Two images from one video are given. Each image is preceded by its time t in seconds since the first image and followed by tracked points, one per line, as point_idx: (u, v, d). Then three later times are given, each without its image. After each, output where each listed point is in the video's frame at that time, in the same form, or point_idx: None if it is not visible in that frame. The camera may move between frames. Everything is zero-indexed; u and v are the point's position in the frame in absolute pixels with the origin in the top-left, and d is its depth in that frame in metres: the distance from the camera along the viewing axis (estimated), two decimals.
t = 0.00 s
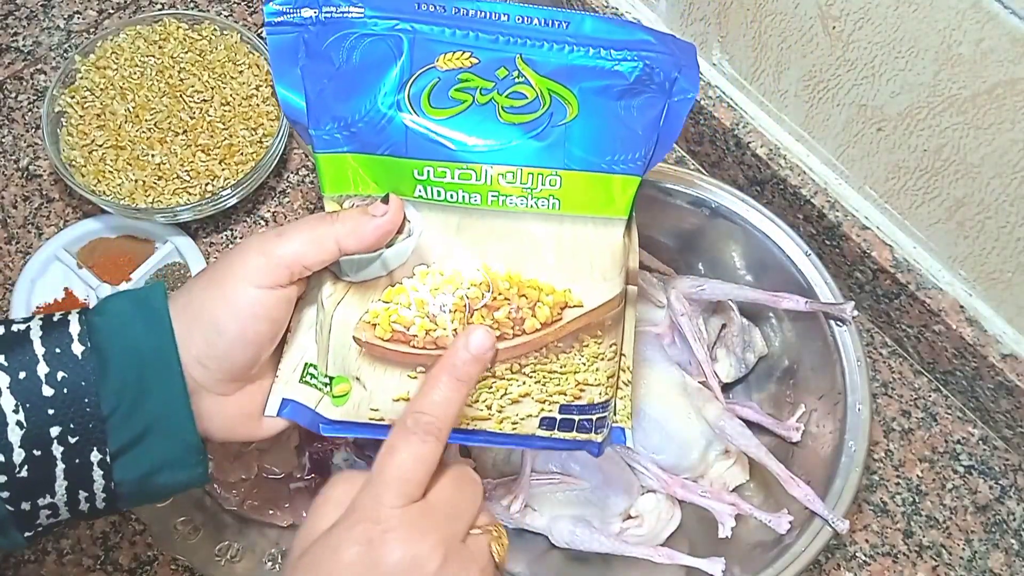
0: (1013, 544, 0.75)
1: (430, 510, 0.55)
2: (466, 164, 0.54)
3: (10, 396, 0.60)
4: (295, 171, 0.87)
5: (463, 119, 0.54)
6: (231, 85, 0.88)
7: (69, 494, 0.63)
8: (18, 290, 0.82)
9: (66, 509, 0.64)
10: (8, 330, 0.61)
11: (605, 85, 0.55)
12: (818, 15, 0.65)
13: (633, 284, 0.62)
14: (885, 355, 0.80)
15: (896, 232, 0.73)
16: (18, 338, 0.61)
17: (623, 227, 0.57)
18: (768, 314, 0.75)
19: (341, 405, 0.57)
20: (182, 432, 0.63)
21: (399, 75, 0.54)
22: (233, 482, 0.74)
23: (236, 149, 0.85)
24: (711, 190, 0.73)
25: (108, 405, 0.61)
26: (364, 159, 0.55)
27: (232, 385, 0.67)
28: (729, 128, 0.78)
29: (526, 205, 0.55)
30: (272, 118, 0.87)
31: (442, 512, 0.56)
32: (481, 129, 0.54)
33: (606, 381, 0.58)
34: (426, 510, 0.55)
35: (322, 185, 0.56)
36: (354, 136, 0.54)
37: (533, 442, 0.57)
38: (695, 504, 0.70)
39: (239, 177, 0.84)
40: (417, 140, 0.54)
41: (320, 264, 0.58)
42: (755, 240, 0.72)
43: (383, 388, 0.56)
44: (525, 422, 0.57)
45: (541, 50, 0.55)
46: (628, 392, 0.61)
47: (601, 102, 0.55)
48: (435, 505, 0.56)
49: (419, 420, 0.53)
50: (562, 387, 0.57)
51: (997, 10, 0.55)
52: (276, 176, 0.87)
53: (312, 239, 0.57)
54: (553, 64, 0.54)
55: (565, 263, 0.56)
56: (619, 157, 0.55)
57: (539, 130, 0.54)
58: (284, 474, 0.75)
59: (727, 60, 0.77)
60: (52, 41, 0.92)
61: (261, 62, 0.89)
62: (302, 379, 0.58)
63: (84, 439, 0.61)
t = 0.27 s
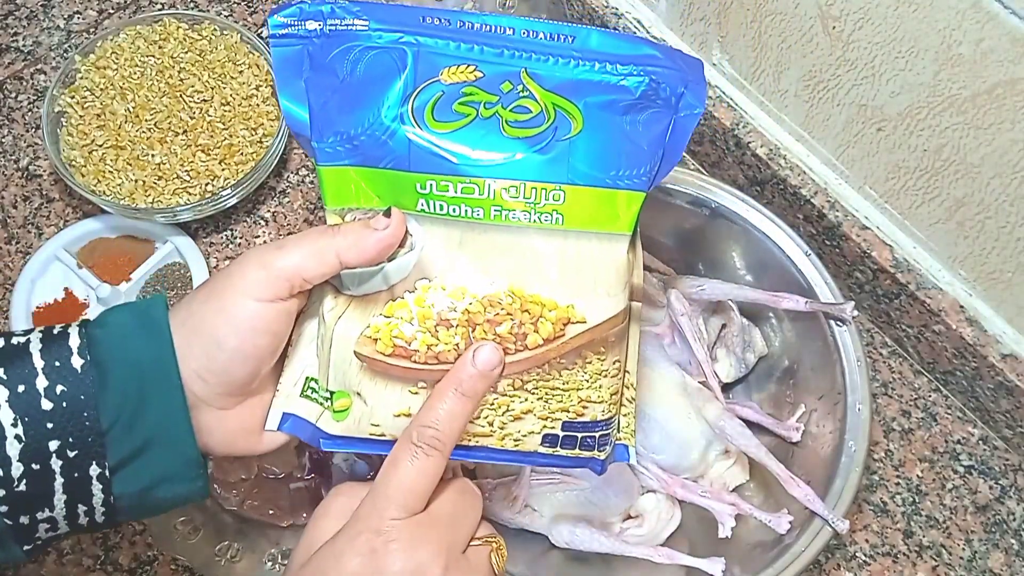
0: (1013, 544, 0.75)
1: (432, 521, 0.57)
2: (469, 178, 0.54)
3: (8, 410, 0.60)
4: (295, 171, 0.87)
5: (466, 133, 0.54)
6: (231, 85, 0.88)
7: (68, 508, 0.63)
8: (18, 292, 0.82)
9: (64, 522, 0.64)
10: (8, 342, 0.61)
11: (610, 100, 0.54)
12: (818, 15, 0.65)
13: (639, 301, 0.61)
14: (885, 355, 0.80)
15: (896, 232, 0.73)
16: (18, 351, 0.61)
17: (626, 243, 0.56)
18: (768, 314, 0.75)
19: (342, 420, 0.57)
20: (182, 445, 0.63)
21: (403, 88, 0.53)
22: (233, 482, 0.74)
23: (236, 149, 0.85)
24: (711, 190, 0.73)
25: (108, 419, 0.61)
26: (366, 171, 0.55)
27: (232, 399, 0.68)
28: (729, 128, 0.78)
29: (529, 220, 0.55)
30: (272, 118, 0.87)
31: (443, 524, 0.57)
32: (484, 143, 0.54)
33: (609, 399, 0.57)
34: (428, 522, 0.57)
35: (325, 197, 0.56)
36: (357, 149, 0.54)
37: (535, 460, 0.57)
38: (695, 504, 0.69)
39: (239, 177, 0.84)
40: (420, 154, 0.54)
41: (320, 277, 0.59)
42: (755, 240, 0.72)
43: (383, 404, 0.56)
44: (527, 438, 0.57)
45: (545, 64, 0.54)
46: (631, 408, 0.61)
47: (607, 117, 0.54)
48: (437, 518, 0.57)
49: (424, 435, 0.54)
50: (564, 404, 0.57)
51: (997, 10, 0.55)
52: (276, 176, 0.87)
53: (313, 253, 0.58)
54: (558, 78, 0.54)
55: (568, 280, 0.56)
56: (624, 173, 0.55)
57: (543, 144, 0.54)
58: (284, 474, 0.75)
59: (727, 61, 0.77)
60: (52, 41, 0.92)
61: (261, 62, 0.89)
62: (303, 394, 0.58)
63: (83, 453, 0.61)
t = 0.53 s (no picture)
0: (1013, 544, 0.75)
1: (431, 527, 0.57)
2: (470, 190, 0.54)
3: (9, 417, 0.60)
4: (295, 171, 0.87)
5: (466, 145, 0.53)
6: (231, 85, 0.88)
7: (68, 514, 0.63)
8: (18, 292, 0.82)
9: (65, 528, 0.64)
10: (8, 349, 0.61)
11: (609, 113, 0.54)
12: (818, 15, 0.65)
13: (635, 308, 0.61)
14: (886, 355, 0.80)
15: (896, 232, 0.73)
16: (19, 358, 0.61)
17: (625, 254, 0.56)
18: (768, 314, 0.75)
19: (341, 427, 0.57)
20: (183, 451, 0.64)
21: (404, 100, 0.53)
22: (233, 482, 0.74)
23: (236, 149, 0.85)
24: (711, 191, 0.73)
25: (108, 426, 0.61)
26: (367, 182, 0.54)
27: (232, 407, 0.67)
28: (729, 128, 0.78)
29: (529, 230, 0.55)
30: (272, 118, 0.87)
31: (442, 530, 0.58)
32: (485, 155, 0.54)
33: (605, 406, 0.58)
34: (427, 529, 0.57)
35: (326, 208, 0.56)
36: (357, 160, 0.54)
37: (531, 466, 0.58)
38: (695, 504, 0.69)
39: (239, 177, 0.84)
40: (421, 166, 0.53)
41: (319, 285, 0.58)
42: (755, 241, 0.72)
43: (383, 411, 0.57)
44: (524, 444, 0.58)
45: (545, 77, 0.54)
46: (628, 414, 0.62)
47: (606, 130, 0.54)
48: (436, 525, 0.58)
49: (423, 442, 0.54)
50: (561, 411, 0.57)
51: (997, 10, 0.54)
52: (276, 176, 0.87)
53: (315, 259, 0.57)
54: (558, 92, 0.54)
55: (567, 290, 0.56)
56: (622, 185, 0.54)
57: (542, 157, 0.54)
58: (284, 474, 0.75)
59: (727, 60, 0.77)
60: (52, 41, 0.92)
61: (261, 62, 0.89)
62: (302, 400, 0.58)
63: (84, 460, 0.61)
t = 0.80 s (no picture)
0: (1013, 544, 0.75)
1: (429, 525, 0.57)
2: (467, 188, 0.54)
3: (7, 420, 0.60)
4: (295, 171, 0.87)
5: (463, 143, 0.54)
6: (231, 85, 0.88)
7: (68, 517, 0.63)
8: (18, 292, 0.82)
9: (64, 532, 0.64)
10: (7, 353, 0.62)
11: (606, 110, 0.54)
12: (818, 15, 0.65)
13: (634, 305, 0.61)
14: (886, 355, 0.80)
15: (896, 232, 0.73)
16: (17, 361, 0.61)
17: (622, 251, 0.56)
18: (768, 314, 0.75)
19: (341, 427, 0.57)
20: (182, 453, 0.63)
21: (400, 99, 0.53)
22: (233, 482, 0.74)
23: (236, 149, 0.85)
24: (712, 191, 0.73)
25: (107, 428, 0.61)
26: (364, 181, 0.54)
27: (231, 407, 0.67)
28: (729, 128, 0.78)
29: (527, 228, 0.55)
30: (272, 118, 0.87)
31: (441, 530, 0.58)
32: (481, 153, 0.54)
33: (606, 404, 0.58)
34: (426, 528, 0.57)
35: (323, 208, 0.56)
36: (354, 160, 0.54)
37: (532, 464, 0.58)
38: (695, 504, 0.69)
39: (239, 177, 0.84)
40: (417, 164, 0.54)
41: (318, 285, 0.58)
42: (755, 241, 0.72)
43: (382, 411, 0.57)
44: (525, 443, 0.58)
45: (541, 74, 0.53)
46: (628, 412, 0.61)
47: (603, 126, 0.54)
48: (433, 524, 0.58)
49: (421, 441, 0.54)
50: (561, 409, 0.57)
51: (997, 10, 0.54)
52: (275, 176, 0.87)
53: (313, 260, 0.57)
54: (554, 88, 0.53)
55: (565, 287, 0.56)
56: (619, 181, 0.54)
57: (539, 154, 0.54)
58: (284, 474, 0.75)
59: (727, 61, 0.77)
60: (52, 41, 0.92)
61: (261, 62, 0.89)
62: (302, 401, 0.58)
63: (82, 462, 0.61)
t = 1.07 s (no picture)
0: (1013, 544, 0.75)
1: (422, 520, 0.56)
2: (461, 185, 0.54)
3: (5, 420, 0.60)
4: (295, 171, 0.87)
5: (455, 140, 0.54)
6: (231, 85, 0.88)
7: (66, 517, 0.63)
8: (18, 291, 0.82)
9: (63, 532, 0.64)
10: (4, 353, 0.62)
11: (599, 106, 0.54)
12: (818, 15, 0.65)
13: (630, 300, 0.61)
14: (886, 355, 0.80)
15: (896, 232, 0.73)
16: (14, 361, 0.61)
17: (616, 246, 0.57)
18: (768, 314, 0.75)
19: (339, 425, 0.57)
20: (179, 452, 0.63)
21: (392, 98, 0.53)
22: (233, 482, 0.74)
23: (236, 149, 0.85)
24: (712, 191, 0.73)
25: (104, 428, 0.61)
26: (359, 180, 0.55)
27: (229, 407, 0.67)
28: (729, 128, 0.78)
29: (521, 224, 0.55)
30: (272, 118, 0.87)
31: (435, 525, 0.57)
32: (474, 150, 0.54)
33: (602, 398, 0.58)
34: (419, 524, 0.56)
35: (317, 206, 0.56)
36: (347, 158, 0.54)
37: (529, 459, 0.58)
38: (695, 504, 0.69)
39: (239, 177, 0.84)
40: (410, 162, 0.54)
41: (313, 283, 0.58)
42: (755, 240, 0.72)
43: (379, 409, 0.57)
44: (522, 439, 0.58)
45: (534, 71, 0.53)
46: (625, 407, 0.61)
47: (596, 123, 0.54)
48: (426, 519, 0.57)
49: (417, 437, 0.53)
50: (558, 405, 0.58)
51: (997, 10, 0.55)
52: (276, 177, 0.87)
53: (307, 259, 0.57)
54: (547, 85, 0.53)
55: (560, 282, 0.56)
56: (612, 177, 0.55)
57: (532, 150, 0.54)
58: (284, 474, 0.75)
59: (727, 61, 0.77)
60: (52, 41, 0.92)
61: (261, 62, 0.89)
62: (299, 399, 0.58)
63: (80, 462, 0.61)
